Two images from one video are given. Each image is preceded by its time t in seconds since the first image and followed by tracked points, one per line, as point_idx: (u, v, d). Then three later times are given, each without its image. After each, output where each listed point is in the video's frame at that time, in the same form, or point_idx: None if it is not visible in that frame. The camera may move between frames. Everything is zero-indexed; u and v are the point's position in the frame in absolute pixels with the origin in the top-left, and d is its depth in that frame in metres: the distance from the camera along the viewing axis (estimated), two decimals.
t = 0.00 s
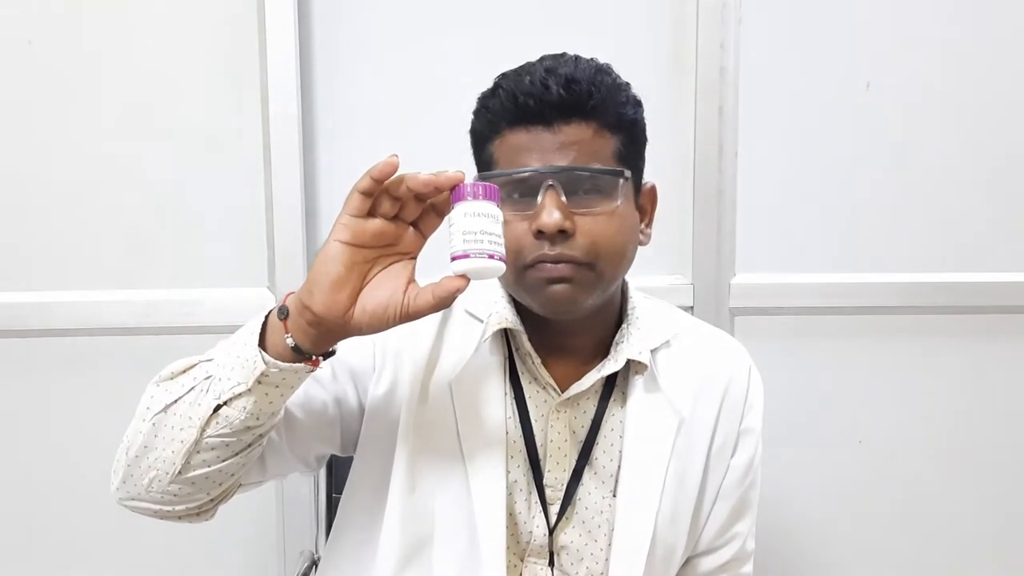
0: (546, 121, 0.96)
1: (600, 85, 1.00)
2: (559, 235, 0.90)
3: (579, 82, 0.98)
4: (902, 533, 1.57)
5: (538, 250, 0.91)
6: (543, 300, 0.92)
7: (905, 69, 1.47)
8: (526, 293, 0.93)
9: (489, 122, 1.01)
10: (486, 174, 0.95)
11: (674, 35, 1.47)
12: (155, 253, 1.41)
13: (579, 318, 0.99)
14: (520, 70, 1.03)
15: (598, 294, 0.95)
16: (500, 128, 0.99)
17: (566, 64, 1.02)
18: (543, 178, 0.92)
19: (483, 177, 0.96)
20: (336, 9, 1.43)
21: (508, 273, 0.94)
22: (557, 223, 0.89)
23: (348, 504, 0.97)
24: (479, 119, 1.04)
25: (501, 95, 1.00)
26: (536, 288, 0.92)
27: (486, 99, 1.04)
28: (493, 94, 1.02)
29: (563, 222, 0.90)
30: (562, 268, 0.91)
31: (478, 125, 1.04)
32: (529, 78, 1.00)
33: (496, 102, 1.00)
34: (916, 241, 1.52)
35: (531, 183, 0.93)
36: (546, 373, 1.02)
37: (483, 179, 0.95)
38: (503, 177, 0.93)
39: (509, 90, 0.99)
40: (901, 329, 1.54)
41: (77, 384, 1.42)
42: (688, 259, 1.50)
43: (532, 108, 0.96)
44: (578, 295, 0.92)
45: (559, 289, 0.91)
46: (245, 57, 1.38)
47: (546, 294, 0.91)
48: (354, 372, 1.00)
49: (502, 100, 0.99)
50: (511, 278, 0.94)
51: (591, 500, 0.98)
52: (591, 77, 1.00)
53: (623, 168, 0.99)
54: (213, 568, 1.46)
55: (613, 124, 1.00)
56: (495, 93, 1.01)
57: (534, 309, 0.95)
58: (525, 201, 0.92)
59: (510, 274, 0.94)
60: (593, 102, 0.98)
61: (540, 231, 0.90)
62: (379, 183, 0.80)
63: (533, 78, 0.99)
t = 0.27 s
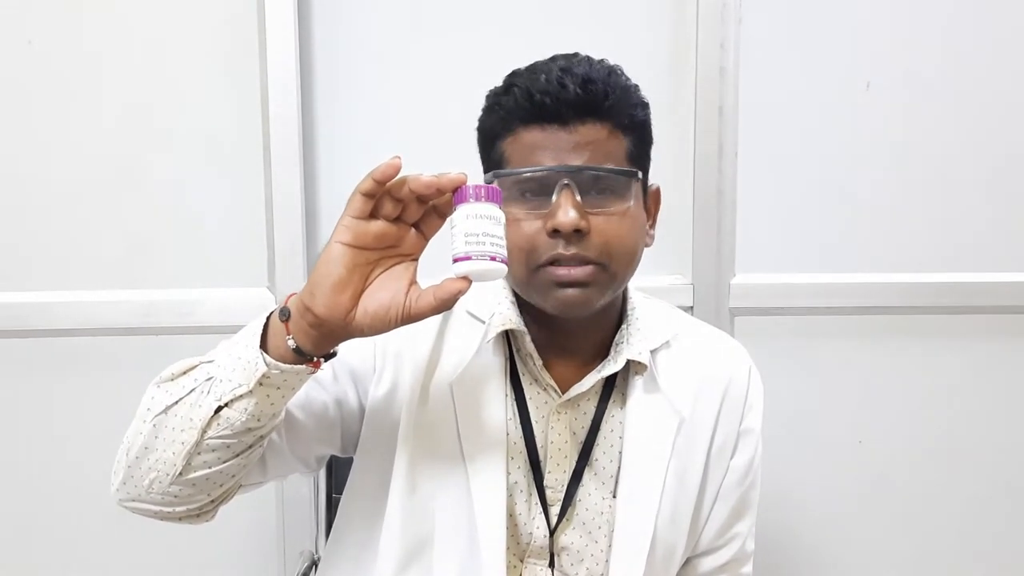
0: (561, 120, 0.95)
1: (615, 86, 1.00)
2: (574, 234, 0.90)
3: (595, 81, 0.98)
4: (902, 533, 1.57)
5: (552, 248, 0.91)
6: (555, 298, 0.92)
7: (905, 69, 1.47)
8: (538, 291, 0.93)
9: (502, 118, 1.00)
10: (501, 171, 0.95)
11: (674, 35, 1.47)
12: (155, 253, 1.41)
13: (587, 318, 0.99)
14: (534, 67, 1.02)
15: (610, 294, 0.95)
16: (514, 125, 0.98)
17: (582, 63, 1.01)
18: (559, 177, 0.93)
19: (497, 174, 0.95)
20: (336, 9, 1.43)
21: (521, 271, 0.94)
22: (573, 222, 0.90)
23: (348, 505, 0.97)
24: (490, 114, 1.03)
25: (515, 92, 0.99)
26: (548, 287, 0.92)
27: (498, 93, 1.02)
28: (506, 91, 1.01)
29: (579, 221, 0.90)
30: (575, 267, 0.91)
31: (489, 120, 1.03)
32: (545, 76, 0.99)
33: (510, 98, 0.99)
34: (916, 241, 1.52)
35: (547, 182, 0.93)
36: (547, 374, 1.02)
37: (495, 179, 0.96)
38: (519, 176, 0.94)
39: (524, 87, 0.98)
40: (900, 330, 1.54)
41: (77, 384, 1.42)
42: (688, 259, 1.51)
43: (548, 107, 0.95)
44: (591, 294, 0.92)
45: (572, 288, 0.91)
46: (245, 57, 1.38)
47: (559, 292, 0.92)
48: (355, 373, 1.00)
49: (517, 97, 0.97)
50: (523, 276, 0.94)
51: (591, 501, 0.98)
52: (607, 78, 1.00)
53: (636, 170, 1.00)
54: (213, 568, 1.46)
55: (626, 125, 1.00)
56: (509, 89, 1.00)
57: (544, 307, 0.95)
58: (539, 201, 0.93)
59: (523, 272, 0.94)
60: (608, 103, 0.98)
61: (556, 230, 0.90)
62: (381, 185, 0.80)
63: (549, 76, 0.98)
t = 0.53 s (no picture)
0: (573, 118, 0.96)
1: (627, 85, 1.00)
2: (585, 231, 0.91)
3: (608, 80, 0.98)
4: (902, 533, 1.57)
5: (562, 244, 0.91)
6: (561, 295, 0.93)
7: (905, 69, 1.48)
8: (543, 287, 0.93)
9: (513, 114, 1.00)
10: (511, 167, 0.95)
11: (675, 35, 1.47)
12: (156, 253, 1.41)
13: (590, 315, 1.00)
14: (547, 64, 1.02)
15: (617, 292, 0.95)
16: (526, 121, 0.98)
17: (594, 61, 1.02)
18: (570, 174, 0.93)
19: (507, 169, 0.95)
20: (336, 9, 1.43)
21: (527, 266, 0.94)
22: (584, 219, 0.90)
23: (349, 505, 0.97)
24: (500, 109, 1.03)
25: (528, 88, 0.99)
26: (555, 283, 0.92)
27: (509, 89, 1.02)
28: (517, 87, 1.01)
29: (590, 218, 0.90)
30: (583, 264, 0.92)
31: (499, 115, 1.03)
32: (558, 73, 0.99)
33: (522, 94, 0.99)
34: (916, 242, 1.52)
35: (558, 178, 0.93)
36: (548, 373, 1.02)
37: (505, 174, 0.96)
38: (529, 171, 0.94)
39: (537, 84, 0.98)
40: (900, 330, 1.54)
41: (77, 384, 1.42)
42: (688, 259, 1.51)
43: (561, 104, 0.96)
44: (598, 292, 0.93)
45: (579, 285, 0.92)
46: (245, 56, 1.38)
47: (565, 289, 0.92)
48: (356, 372, 1.00)
49: (530, 93, 0.98)
50: (530, 272, 0.94)
51: (592, 500, 0.98)
52: (619, 77, 1.00)
53: (645, 169, 1.00)
54: (213, 568, 1.46)
55: (635, 124, 1.01)
56: (520, 85, 1.00)
57: (549, 303, 0.95)
58: (548, 197, 0.93)
59: (529, 267, 0.94)
60: (619, 102, 0.98)
61: (566, 226, 0.90)
62: (383, 185, 0.79)
63: (563, 73, 0.99)
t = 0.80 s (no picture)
0: (570, 116, 0.95)
1: (622, 84, 1.00)
2: (583, 228, 0.91)
3: (604, 78, 0.98)
4: (902, 533, 1.57)
5: (560, 242, 0.91)
6: (559, 292, 0.93)
7: (905, 69, 1.47)
8: (542, 284, 0.94)
9: (510, 113, 0.99)
10: (508, 166, 0.95)
11: (675, 35, 1.47)
12: (155, 253, 1.41)
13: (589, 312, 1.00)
14: (542, 63, 1.02)
15: (615, 288, 0.96)
16: (522, 120, 0.98)
17: (590, 60, 1.02)
18: (567, 172, 0.93)
19: (505, 169, 0.95)
20: (336, 8, 1.43)
21: (525, 265, 0.94)
22: (583, 216, 0.90)
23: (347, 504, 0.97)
24: (497, 109, 1.03)
25: (524, 87, 0.98)
26: (554, 280, 0.93)
27: (505, 89, 1.02)
28: (514, 86, 1.00)
29: (588, 215, 0.91)
30: (582, 261, 0.92)
31: (495, 115, 1.03)
32: (554, 72, 0.99)
33: (519, 94, 0.99)
34: (917, 242, 1.52)
35: (555, 176, 0.93)
36: (544, 372, 1.01)
37: (502, 174, 0.96)
38: (527, 170, 0.94)
39: (533, 83, 0.98)
40: (901, 331, 1.53)
41: (77, 384, 1.42)
42: (688, 259, 1.51)
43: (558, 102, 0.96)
44: (596, 289, 0.93)
45: (578, 282, 0.92)
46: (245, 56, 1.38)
47: (564, 286, 0.92)
48: (353, 373, 1.00)
49: (526, 92, 0.97)
50: (528, 270, 0.94)
51: (588, 498, 0.98)
52: (615, 75, 1.00)
53: (641, 165, 1.01)
54: (213, 569, 1.46)
55: (631, 122, 1.01)
56: (517, 85, 1.00)
57: (547, 301, 0.95)
58: (546, 195, 0.93)
59: (527, 266, 0.94)
60: (615, 101, 0.98)
61: (564, 224, 0.91)
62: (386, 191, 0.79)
63: (558, 72, 0.99)
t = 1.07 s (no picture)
0: (527, 107, 0.94)
1: (577, 72, 0.99)
2: (549, 214, 0.91)
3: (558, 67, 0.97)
4: (901, 533, 1.58)
5: (527, 230, 0.91)
6: (532, 281, 0.92)
7: (906, 69, 1.47)
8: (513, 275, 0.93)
9: (468, 110, 0.98)
10: (470, 162, 0.95)
11: (675, 35, 1.47)
12: (155, 253, 1.41)
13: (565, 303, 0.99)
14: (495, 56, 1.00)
15: (586, 273, 0.96)
16: (479, 116, 0.96)
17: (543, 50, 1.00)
18: (530, 161, 0.93)
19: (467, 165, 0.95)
20: (337, 8, 1.43)
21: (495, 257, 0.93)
22: (549, 201, 0.91)
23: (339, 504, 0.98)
24: (453, 107, 1.01)
25: (479, 82, 0.97)
26: (525, 269, 0.92)
27: (460, 86, 1.01)
28: (469, 83, 0.99)
29: (553, 201, 0.91)
30: (553, 248, 0.91)
31: (452, 113, 1.01)
32: (506, 64, 0.97)
33: (474, 89, 0.97)
34: (917, 242, 1.52)
35: (518, 165, 0.93)
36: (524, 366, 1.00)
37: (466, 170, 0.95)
38: (490, 163, 0.93)
39: (488, 77, 0.97)
40: (901, 331, 1.54)
41: (77, 384, 1.42)
42: (688, 259, 1.51)
43: (513, 94, 0.94)
44: (569, 275, 0.93)
45: (549, 268, 0.92)
46: (245, 56, 1.38)
47: (536, 274, 0.92)
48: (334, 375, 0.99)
49: (482, 87, 0.96)
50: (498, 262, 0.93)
51: (574, 490, 0.99)
52: (570, 63, 0.99)
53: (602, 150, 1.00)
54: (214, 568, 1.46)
55: (588, 109, 0.99)
56: (471, 80, 0.99)
57: (521, 292, 0.94)
58: (511, 185, 0.93)
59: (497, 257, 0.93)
60: (570, 88, 0.97)
61: (531, 211, 0.91)
62: (400, 216, 0.80)
63: (511, 63, 0.97)
